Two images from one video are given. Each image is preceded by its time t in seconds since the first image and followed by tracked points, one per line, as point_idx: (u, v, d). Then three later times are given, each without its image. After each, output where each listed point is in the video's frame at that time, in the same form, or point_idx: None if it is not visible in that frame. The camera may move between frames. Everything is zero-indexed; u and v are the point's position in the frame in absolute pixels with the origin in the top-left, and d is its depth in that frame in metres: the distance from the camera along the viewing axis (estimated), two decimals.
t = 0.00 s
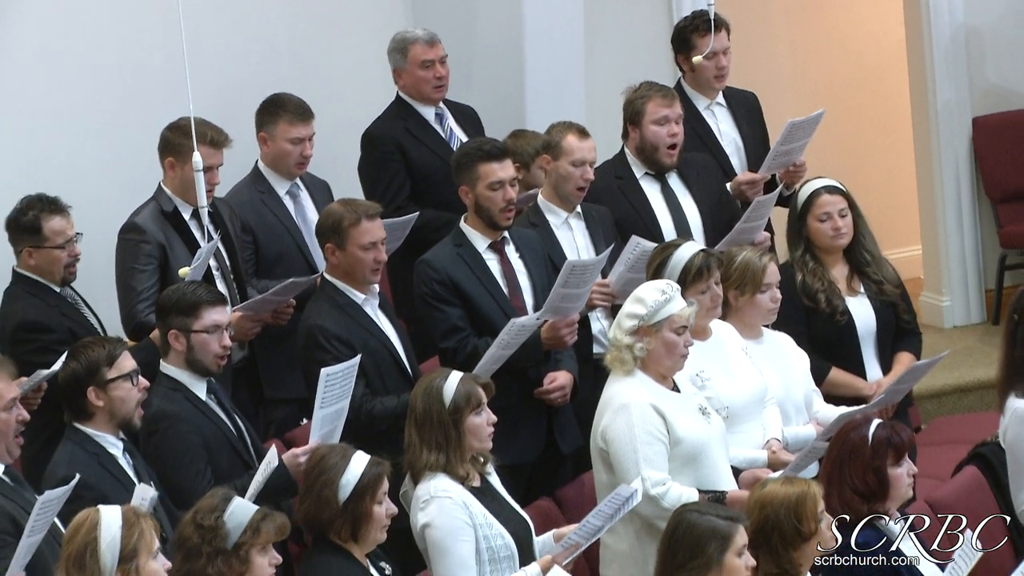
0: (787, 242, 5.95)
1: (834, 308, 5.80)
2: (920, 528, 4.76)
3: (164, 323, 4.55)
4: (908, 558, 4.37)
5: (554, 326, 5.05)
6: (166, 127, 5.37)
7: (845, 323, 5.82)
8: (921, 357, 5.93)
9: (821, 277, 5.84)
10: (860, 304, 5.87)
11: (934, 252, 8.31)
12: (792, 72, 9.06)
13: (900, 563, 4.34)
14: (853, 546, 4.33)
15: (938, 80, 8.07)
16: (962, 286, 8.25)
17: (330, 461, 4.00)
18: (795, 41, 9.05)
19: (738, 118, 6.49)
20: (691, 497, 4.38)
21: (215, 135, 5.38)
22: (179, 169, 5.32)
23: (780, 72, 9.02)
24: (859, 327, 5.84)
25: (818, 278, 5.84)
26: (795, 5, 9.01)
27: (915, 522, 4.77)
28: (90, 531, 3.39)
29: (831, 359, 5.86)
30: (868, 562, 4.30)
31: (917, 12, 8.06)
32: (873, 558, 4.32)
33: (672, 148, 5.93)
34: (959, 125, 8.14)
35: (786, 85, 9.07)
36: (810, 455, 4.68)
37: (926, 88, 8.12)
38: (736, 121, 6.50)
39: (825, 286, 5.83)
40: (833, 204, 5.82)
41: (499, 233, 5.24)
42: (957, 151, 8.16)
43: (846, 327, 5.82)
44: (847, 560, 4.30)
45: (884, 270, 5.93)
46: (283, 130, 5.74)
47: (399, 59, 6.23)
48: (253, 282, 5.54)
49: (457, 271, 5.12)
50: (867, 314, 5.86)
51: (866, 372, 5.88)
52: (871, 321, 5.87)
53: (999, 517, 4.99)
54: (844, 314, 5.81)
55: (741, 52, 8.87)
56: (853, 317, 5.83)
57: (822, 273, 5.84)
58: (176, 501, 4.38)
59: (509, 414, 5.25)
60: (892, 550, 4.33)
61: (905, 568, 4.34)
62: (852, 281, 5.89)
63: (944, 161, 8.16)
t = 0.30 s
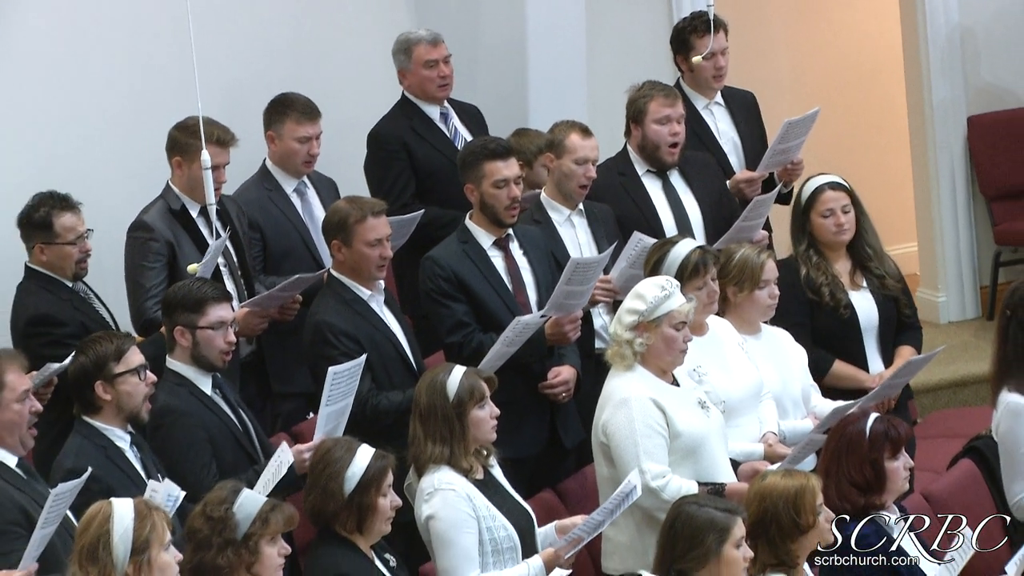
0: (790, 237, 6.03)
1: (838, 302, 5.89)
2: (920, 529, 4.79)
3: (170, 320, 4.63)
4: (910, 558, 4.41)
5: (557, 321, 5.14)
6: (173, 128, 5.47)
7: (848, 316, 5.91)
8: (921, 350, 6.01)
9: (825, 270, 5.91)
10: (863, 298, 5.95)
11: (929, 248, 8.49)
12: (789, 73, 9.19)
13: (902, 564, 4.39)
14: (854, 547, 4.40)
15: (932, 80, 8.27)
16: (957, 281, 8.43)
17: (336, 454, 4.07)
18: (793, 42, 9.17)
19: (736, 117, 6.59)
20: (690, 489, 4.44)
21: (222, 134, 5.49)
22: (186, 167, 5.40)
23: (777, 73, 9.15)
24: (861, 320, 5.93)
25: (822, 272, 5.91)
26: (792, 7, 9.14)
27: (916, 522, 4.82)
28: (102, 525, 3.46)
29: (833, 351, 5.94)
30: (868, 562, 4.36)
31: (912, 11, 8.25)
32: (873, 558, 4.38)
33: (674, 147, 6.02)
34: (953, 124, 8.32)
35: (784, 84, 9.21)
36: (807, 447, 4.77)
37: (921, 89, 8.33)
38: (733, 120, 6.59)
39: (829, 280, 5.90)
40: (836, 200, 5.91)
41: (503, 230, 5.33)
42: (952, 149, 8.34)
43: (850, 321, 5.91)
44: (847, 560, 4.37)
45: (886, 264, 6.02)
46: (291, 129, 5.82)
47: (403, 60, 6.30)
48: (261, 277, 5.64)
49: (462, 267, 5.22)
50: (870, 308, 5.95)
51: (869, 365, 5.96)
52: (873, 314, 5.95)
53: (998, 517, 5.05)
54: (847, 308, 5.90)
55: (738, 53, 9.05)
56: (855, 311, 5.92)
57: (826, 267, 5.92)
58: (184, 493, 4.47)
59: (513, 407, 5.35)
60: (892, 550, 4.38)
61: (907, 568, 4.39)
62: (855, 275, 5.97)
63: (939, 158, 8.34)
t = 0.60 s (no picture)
0: (790, 234, 6.11)
1: (835, 297, 5.97)
2: (920, 529, 4.88)
3: (178, 315, 4.72)
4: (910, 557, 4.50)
5: (560, 318, 5.24)
6: (181, 127, 5.58)
7: (845, 311, 6.00)
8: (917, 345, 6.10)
9: (822, 267, 6.01)
10: (860, 294, 6.05)
11: (924, 243, 8.62)
12: (788, 74, 9.31)
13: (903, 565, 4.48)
14: (854, 547, 4.49)
15: (929, 80, 8.37)
16: (953, 276, 8.54)
17: (341, 447, 4.14)
18: (791, 45, 9.28)
19: (735, 116, 6.67)
20: (689, 482, 4.52)
21: (229, 132, 5.61)
22: (193, 165, 5.49)
23: (776, 74, 9.27)
24: (858, 316, 6.02)
25: (819, 268, 6.00)
26: (791, 10, 9.25)
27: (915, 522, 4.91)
28: (115, 517, 3.48)
29: (831, 345, 6.03)
30: (868, 562, 4.46)
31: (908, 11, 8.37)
32: (873, 558, 4.47)
33: (676, 144, 6.10)
34: (948, 122, 8.45)
35: (784, 84, 9.33)
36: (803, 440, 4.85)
37: (919, 88, 8.42)
38: (732, 118, 6.68)
39: (827, 277, 5.99)
40: (834, 198, 5.99)
41: (507, 227, 5.43)
42: (947, 147, 8.46)
43: (846, 317, 6.00)
44: (847, 560, 4.47)
45: (883, 261, 6.11)
46: (298, 127, 5.94)
47: (408, 61, 6.41)
48: (266, 274, 5.74)
49: (466, 264, 5.31)
50: (866, 303, 6.04)
51: (864, 360, 6.06)
52: (869, 311, 6.05)
53: (997, 517, 5.15)
54: (844, 303, 5.99)
55: (740, 53, 9.16)
56: (852, 306, 6.01)
57: (824, 263, 6.01)
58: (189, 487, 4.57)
59: (518, 401, 5.46)
60: (892, 550, 4.47)
61: (907, 568, 4.48)
62: (852, 271, 6.06)
63: (935, 157, 8.46)
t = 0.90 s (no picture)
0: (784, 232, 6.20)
1: (828, 294, 6.05)
2: (921, 529, 5.01)
3: (187, 311, 4.81)
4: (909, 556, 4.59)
5: (563, 314, 5.33)
6: (189, 125, 5.67)
7: (837, 307, 6.07)
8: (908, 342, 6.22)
9: (815, 264, 6.09)
10: (852, 292, 6.13)
11: (920, 241, 8.76)
12: (787, 74, 9.49)
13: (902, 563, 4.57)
14: (853, 547, 4.58)
15: (925, 80, 8.51)
16: (947, 273, 8.68)
17: (347, 441, 4.18)
18: (790, 46, 9.46)
19: (734, 115, 6.76)
20: (686, 474, 4.62)
21: (237, 132, 5.69)
22: (201, 164, 5.60)
23: (775, 74, 9.45)
24: (850, 313, 6.10)
25: (812, 266, 6.08)
26: (791, 12, 9.43)
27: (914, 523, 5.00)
28: (127, 510, 3.55)
29: (823, 342, 6.12)
30: (868, 562, 4.54)
31: (905, 11, 8.51)
32: (873, 558, 4.55)
33: (676, 142, 6.19)
34: (945, 122, 8.57)
35: (785, 84, 9.51)
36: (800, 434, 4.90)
37: (914, 87, 8.56)
38: (731, 117, 6.77)
39: (819, 274, 6.07)
40: (828, 197, 6.08)
41: (509, 224, 5.53)
42: (942, 146, 8.59)
43: (839, 312, 6.08)
44: (847, 560, 4.55)
45: (874, 259, 6.20)
46: (305, 126, 6.01)
47: (413, 61, 6.50)
48: (272, 270, 5.84)
49: (469, 260, 5.41)
50: (859, 301, 6.13)
51: (857, 356, 6.15)
52: (862, 308, 6.13)
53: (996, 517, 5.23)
54: (836, 299, 6.07)
55: (739, 53, 9.36)
56: (844, 303, 6.09)
57: (816, 261, 6.09)
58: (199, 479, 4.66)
59: (520, 395, 5.56)
60: (892, 550, 4.55)
61: (906, 567, 4.57)
62: (844, 269, 6.15)
63: (930, 156, 8.59)
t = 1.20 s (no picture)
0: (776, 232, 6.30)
1: (819, 294, 6.15)
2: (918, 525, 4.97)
3: (198, 306, 4.91)
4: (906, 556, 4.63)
5: (563, 311, 5.42)
6: (195, 124, 5.76)
7: (828, 308, 6.17)
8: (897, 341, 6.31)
9: (806, 265, 6.18)
10: (842, 291, 6.22)
11: (915, 238, 8.85)
12: (785, 73, 9.70)
13: (898, 563, 4.59)
14: (853, 547, 4.58)
15: (921, 79, 8.61)
16: (943, 270, 8.77)
17: (352, 435, 4.26)
18: (788, 45, 9.68)
19: (733, 115, 6.85)
20: (682, 467, 4.70)
21: (242, 130, 5.78)
22: (208, 162, 5.67)
23: (774, 73, 9.67)
24: (840, 313, 6.19)
25: (803, 266, 6.18)
26: (791, 12, 9.65)
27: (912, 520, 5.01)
28: (134, 504, 3.64)
29: (814, 340, 6.21)
30: (869, 562, 4.55)
31: (901, 12, 8.61)
32: (873, 558, 4.56)
33: (675, 141, 6.27)
34: (940, 121, 8.67)
35: (783, 86, 9.71)
36: (795, 428, 4.93)
37: (910, 87, 8.66)
38: (730, 117, 6.85)
39: (811, 274, 6.17)
40: (819, 197, 6.16)
41: (511, 222, 5.61)
42: (938, 146, 8.68)
43: (829, 312, 6.17)
44: (847, 560, 4.55)
45: (864, 259, 6.29)
46: (310, 124, 6.12)
47: (418, 61, 6.60)
48: (280, 267, 5.94)
49: (472, 257, 5.50)
50: (849, 300, 6.22)
51: (847, 355, 6.23)
52: (851, 308, 6.22)
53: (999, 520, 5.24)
54: (827, 300, 6.17)
55: (739, 53, 9.57)
56: (835, 303, 6.19)
57: (808, 261, 6.19)
58: (208, 471, 4.75)
59: (522, 391, 5.64)
60: (892, 550, 4.58)
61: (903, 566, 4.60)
62: (835, 269, 6.25)
63: (925, 155, 8.69)
